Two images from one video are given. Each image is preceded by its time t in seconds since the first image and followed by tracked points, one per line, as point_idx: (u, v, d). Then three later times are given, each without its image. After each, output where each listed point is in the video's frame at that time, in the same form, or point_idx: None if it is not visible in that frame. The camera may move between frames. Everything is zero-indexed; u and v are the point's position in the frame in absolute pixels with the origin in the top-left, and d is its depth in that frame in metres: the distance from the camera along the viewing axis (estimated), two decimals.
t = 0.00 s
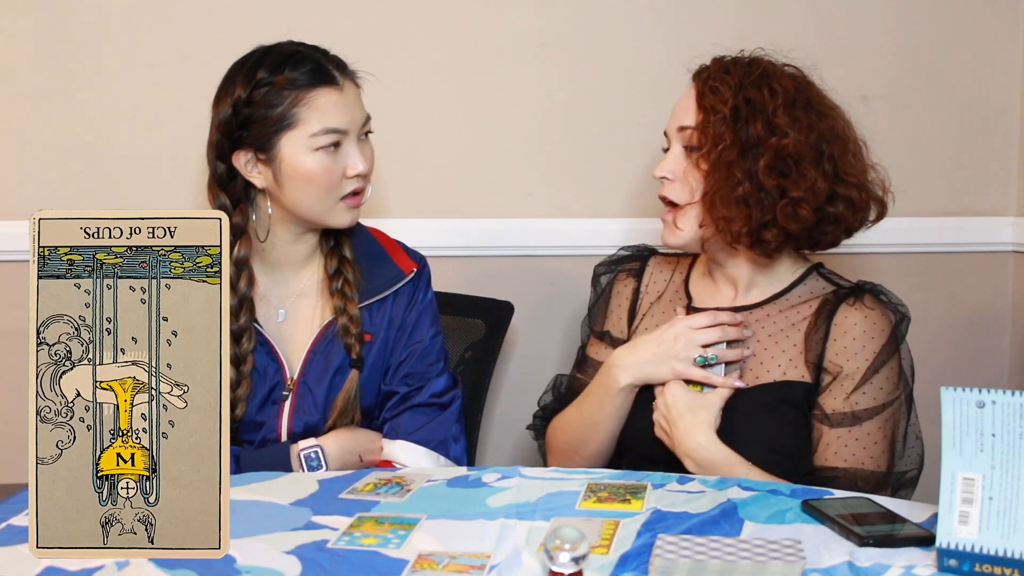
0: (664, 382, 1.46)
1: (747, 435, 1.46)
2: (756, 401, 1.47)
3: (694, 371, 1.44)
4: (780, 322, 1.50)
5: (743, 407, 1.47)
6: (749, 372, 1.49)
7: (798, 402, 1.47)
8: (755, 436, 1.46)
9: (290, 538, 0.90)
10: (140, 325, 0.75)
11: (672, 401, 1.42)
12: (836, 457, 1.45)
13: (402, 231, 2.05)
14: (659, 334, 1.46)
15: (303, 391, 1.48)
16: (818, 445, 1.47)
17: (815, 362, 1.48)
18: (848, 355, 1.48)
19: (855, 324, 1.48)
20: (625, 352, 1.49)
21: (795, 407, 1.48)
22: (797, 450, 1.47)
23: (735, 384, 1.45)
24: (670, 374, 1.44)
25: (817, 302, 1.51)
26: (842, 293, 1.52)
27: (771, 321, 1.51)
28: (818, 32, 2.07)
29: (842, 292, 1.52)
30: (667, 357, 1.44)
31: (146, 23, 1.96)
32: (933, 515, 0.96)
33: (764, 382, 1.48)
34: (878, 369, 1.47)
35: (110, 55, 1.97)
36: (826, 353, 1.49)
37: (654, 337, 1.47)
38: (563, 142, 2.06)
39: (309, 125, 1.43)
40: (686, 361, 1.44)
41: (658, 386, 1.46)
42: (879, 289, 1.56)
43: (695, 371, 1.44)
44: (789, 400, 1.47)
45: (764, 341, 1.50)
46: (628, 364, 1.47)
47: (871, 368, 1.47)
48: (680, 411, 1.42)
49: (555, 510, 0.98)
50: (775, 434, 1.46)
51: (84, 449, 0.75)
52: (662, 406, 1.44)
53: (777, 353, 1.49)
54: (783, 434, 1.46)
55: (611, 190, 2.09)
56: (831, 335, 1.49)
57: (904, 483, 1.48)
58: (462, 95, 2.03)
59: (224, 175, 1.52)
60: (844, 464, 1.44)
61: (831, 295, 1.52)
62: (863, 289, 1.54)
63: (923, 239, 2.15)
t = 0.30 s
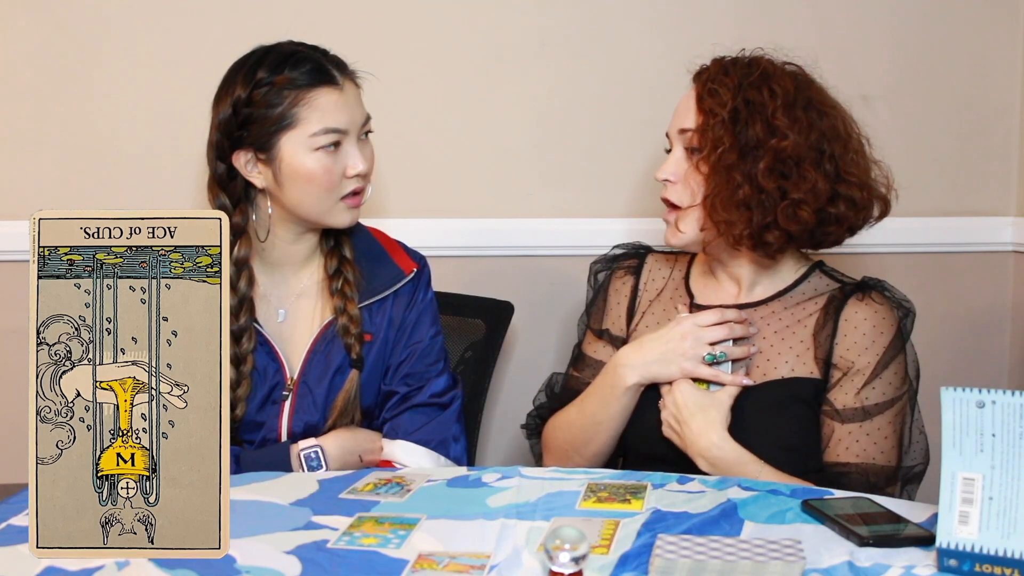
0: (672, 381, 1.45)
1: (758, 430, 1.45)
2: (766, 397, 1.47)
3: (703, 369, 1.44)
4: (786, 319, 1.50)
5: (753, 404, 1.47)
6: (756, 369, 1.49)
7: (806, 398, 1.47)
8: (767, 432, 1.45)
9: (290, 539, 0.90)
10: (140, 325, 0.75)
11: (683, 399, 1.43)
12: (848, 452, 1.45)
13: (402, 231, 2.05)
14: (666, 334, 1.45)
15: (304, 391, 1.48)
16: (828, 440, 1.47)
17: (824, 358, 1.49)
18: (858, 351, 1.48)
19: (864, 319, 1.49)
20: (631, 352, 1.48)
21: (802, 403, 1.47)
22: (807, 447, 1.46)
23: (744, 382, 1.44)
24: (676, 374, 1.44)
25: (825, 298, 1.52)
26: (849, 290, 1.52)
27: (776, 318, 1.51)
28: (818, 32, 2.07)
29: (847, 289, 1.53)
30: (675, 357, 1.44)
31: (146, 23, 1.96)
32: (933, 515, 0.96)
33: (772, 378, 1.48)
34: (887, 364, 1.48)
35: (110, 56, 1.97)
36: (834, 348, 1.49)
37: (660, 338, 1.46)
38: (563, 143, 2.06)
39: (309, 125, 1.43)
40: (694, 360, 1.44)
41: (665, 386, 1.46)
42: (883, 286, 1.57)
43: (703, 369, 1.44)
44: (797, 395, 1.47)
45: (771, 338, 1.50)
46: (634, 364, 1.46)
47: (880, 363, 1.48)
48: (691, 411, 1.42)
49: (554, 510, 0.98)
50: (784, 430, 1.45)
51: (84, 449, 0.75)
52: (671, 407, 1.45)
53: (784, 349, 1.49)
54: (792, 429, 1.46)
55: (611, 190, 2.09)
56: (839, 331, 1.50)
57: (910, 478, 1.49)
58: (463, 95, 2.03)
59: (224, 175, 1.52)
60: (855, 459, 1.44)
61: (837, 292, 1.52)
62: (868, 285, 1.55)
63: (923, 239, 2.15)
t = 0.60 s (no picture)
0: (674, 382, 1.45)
1: (759, 428, 1.46)
2: (766, 397, 1.47)
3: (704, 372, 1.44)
4: (787, 320, 1.50)
5: (751, 406, 1.47)
6: (756, 370, 1.49)
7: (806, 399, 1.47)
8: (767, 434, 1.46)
9: (290, 538, 0.90)
10: (140, 325, 0.75)
11: (684, 402, 1.43)
12: (852, 454, 1.45)
13: (401, 231, 2.05)
14: (665, 333, 1.46)
15: (303, 390, 1.48)
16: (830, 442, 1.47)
17: (826, 360, 1.49)
18: (860, 352, 1.48)
19: (865, 320, 1.49)
20: (629, 352, 1.48)
21: (802, 404, 1.47)
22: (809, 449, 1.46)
23: (743, 381, 1.44)
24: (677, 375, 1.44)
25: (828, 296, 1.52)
26: (849, 291, 1.52)
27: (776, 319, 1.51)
28: (817, 31, 2.07)
29: (847, 290, 1.52)
30: (673, 357, 1.44)
31: (145, 23, 1.96)
32: (933, 515, 0.96)
33: (773, 379, 1.48)
34: (889, 365, 1.48)
35: (110, 55, 1.97)
36: (836, 350, 1.49)
37: (659, 337, 1.46)
38: (563, 142, 2.06)
39: (309, 125, 1.43)
40: (694, 360, 1.44)
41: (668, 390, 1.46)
42: (883, 286, 1.57)
43: (702, 369, 1.44)
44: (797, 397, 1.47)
45: (771, 340, 1.50)
46: (633, 364, 1.46)
47: (882, 364, 1.48)
48: (695, 413, 1.42)
49: (554, 509, 0.98)
50: (783, 430, 1.46)
51: (84, 449, 0.75)
52: (676, 412, 1.44)
53: (785, 351, 1.49)
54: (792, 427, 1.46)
55: (611, 190, 2.09)
56: (840, 331, 1.50)
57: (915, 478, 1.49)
58: (463, 95, 2.03)
59: (224, 175, 1.52)
60: (859, 460, 1.44)
61: (838, 293, 1.52)
62: (868, 286, 1.55)
63: (923, 239, 2.15)
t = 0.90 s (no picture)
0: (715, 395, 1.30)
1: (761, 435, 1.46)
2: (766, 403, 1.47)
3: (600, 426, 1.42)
4: (784, 324, 1.50)
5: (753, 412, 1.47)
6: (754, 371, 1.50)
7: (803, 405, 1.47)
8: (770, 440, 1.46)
9: (290, 538, 0.90)
10: (140, 326, 0.75)
11: (733, 417, 1.30)
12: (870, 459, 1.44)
13: (401, 231, 2.05)
14: (571, 391, 1.43)
15: (303, 390, 1.48)
16: (846, 450, 1.46)
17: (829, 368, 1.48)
18: (866, 358, 1.48)
19: (866, 327, 1.49)
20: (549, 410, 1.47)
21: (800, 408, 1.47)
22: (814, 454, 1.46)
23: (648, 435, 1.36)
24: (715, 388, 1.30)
25: (828, 299, 1.52)
26: (849, 294, 1.51)
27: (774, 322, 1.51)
28: (817, 31, 2.07)
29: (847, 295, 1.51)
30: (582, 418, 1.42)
31: (145, 23, 1.96)
32: (933, 515, 0.96)
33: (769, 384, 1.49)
34: (896, 368, 1.49)
35: (110, 55, 1.97)
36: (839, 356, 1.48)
37: (568, 394, 1.44)
38: (563, 142, 2.06)
39: (309, 125, 1.43)
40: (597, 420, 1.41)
41: (704, 406, 1.31)
42: (880, 287, 1.57)
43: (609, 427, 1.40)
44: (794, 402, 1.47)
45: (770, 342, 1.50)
46: (557, 428, 1.46)
47: (886, 366, 1.48)
48: (746, 423, 1.30)
49: (554, 509, 0.98)
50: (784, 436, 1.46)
51: (84, 449, 0.75)
52: (720, 428, 1.30)
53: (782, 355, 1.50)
54: (806, 428, 1.46)
55: (611, 190, 2.09)
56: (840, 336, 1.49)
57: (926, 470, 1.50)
58: (462, 95, 2.03)
59: (224, 175, 1.52)
60: (881, 464, 1.44)
61: (838, 296, 1.52)
62: (865, 288, 1.55)
63: (923, 239, 2.15)
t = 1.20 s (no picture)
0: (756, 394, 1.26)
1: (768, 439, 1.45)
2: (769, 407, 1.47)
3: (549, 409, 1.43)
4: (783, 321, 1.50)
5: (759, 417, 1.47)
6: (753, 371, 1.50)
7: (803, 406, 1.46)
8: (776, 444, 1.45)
9: (290, 538, 0.90)
10: (140, 325, 0.75)
11: (776, 416, 1.26)
12: (891, 446, 1.43)
13: (400, 231, 2.05)
14: (524, 377, 1.45)
15: (303, 390, 1.48)
16: (867, 442, 1.45)
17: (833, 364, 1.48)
18: (870, 350, 1.48)
19: (868, 319, 1.49)
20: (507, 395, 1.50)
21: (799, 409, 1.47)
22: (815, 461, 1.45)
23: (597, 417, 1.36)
24: (757, 391, 1.26)
25: (826, 295, 1.52)
26: (848, 290, 1.52)
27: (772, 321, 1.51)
28: (817, 32, 2.07)
29: (846, 289, 1.52)
30: (532, 403, 1.44)
31: (145, 23, 1.96)
32: (933, 515, 0.96)
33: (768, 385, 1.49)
34: (903, 355, 1.49)
35: (110, 55, 1.97)
36: (840, 351, 1.48)
37: (523, 379, 1.46)
38: (563, 143, 2.06)
39: (309, 125, 1.43)
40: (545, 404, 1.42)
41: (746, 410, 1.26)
42: (877, 280, 1.58)
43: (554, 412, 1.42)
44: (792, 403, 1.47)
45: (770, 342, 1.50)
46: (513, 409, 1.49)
47: (890, 355, 1.48)
48: (790, 422, 1.26)
49: (554, 509, 0.98)
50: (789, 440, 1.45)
51: (84, 449, 0.75)
52: (767, 430, 1.27)
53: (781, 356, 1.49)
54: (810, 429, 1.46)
55: (612, 190, 2.09)
56: (839, 332, 1.49)
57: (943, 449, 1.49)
58: (462, 95, 2.03)
59: (224, 175, 1.52)
60: (904, 450, 1.43)
61: (836, 293, 1.52)
62: (864, 285, 1.55)
63: (923, 239, 2.15)
